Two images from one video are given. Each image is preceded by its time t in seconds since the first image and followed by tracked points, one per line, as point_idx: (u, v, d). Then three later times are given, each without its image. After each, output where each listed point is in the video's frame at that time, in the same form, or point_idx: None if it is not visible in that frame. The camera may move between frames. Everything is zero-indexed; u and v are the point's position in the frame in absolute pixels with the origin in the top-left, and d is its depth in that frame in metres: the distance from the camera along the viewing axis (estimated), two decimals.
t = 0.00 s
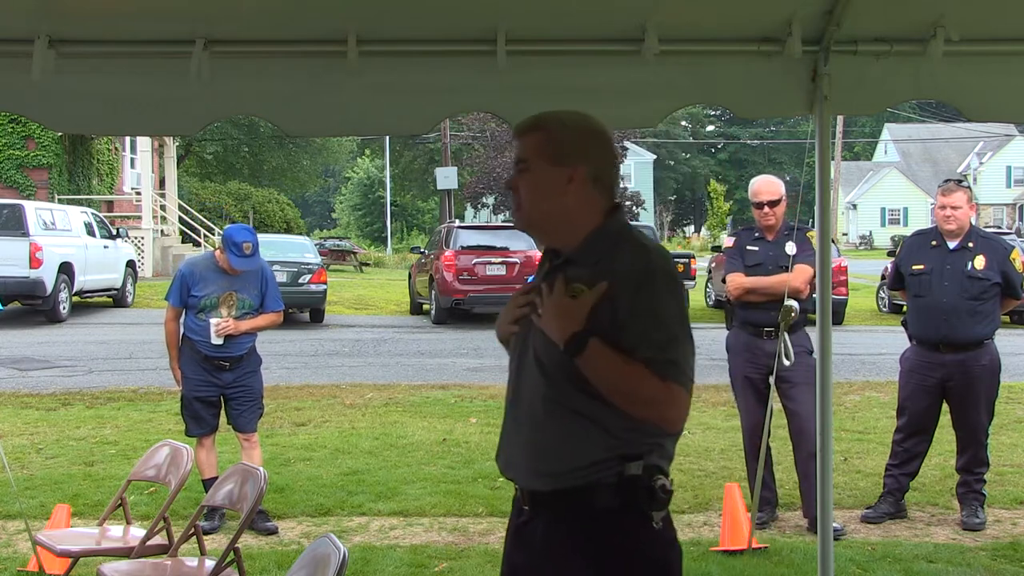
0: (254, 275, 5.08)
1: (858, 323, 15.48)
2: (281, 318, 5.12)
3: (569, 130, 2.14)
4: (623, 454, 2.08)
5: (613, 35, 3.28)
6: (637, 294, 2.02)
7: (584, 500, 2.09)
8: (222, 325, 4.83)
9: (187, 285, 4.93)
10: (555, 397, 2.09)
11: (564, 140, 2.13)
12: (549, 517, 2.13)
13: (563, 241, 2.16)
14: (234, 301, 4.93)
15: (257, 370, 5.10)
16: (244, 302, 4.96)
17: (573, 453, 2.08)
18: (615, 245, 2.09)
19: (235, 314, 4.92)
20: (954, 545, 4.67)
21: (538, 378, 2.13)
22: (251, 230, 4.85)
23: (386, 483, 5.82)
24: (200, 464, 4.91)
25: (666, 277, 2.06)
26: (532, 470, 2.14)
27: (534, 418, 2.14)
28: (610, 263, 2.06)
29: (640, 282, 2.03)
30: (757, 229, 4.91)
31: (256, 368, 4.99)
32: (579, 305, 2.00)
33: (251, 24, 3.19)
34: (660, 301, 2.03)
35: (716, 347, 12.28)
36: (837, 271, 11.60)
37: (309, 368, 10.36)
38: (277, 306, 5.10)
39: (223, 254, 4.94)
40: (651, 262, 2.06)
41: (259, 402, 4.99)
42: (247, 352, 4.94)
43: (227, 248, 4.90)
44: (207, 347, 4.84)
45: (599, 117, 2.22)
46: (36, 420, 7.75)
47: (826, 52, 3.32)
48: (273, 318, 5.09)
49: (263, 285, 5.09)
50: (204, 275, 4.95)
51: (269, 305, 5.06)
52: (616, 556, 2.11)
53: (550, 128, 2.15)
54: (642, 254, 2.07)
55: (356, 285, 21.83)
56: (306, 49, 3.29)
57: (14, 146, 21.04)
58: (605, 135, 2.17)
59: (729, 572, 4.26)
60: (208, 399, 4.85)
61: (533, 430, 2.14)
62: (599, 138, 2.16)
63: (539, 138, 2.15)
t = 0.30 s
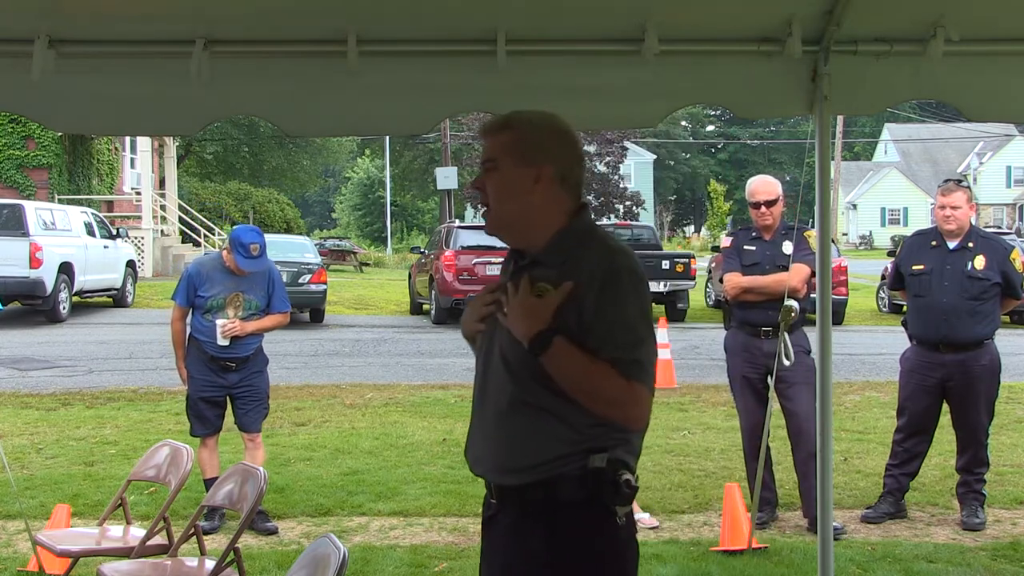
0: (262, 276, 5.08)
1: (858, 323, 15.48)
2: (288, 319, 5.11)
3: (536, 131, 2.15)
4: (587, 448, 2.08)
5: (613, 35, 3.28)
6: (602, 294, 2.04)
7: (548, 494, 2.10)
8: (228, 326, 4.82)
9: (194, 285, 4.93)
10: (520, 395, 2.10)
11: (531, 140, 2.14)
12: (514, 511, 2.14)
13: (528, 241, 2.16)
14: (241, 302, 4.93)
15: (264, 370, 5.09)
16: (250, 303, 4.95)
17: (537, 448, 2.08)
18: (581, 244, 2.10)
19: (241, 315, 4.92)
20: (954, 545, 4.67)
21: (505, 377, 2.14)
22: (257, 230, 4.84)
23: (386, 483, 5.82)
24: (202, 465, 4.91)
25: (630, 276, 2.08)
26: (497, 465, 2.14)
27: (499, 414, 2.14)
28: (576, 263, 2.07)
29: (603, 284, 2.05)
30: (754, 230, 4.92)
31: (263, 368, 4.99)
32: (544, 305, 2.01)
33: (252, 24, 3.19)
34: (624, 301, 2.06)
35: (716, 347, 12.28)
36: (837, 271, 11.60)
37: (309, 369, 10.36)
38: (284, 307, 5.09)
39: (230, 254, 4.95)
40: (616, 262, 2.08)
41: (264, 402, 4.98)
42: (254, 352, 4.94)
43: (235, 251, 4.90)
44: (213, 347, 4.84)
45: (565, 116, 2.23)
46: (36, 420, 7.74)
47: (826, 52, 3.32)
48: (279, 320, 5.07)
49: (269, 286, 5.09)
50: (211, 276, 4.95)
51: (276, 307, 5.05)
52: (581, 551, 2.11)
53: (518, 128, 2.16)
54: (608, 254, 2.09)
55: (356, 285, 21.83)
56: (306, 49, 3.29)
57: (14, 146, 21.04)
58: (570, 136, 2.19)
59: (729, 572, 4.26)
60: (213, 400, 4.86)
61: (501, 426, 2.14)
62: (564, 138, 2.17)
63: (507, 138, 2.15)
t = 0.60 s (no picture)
0: (271, 274, 5.08)
1: (858, 323, 15.48)
2: (299, 318, 5.10)
3: (524, 134, 2.14)
4: (582, 452, 2.08)
5: (613, 36, 3.28)
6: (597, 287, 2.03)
7: (540, 498, 2.10)
8: (237, 324, 4.82)
9: (203, 284, 4.94)
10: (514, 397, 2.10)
11: (518, 142, 2.14)
12: (505, 515, 2.14)
13: (519, 243, 2.17)
14: (250, 300, 4.93)
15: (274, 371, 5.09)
16: (260, 301, 4.95)
17: (530, 451, 2.08)
18: (572, 244, 2.09)
19: (251, 313, 4.91)
20: (954, 545, 4.67)
21: (498, 380, 2.13)
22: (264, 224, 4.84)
23: (386, 483, 5.82)
24: (206, 465, 4.91)
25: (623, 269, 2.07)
26: (489, 468, 2.14)
27: (491, 416, 2.14)
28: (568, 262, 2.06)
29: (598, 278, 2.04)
30: (754, 229, 4.93)
31: (272, 369, 4.99)
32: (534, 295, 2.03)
33: (251, 25, 3.18)
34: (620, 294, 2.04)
35: (716, 347, 12.28)
36: (836, 270, 11.60)
37: (309, 368, 10.36)
38: (295, 305, 5.08)
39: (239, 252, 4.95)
40: (610, 258, 2.07)
41: (272, 402, 4.98)
42: (263, 352, 4.93)
43: (241, 239, 4.89)
44: (223, 345, 4.84)
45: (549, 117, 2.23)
46: (36, 420, 7.74)
47: (826, 52, 3.32)
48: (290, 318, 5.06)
49: (279, 285, 5.09)
50: (220, 273, 4.96)
51: (286, 305, 5.04)
52: (572, 554, 2.12)
53: (506, 131, 2.16)
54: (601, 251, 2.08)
55: (356, 285, 21.82)
56: (306, 49, 3.30)
57: (14, 146, 21.04)
58: (559, 138, 2.18)
59: (729, 572, 4.26)
60: (221, 400, 4.86)
61: (494, 429, 2.13)
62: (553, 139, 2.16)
63: (495, 142, 2.16)
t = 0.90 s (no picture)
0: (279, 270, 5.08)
1: (858, 323, 15.48)
2: (307, 314, 5.08)
3: (503, 142, 2.15)
4: (583, 457, 2.07)
5: (613, 36, 3.28)
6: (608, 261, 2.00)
7: (538, 504, 2.10)
8: (243, 318, 4.83)
9: (209, 281, 4.96)
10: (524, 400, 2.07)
11: (501, 151, 2.13)
12: (504, 520, 2.14)
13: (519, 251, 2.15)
14: (256, 295, 4.94)
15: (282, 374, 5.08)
16: (266, 296, 4.96)
17: (530, 457, 2.08)
18: (573, 243, 2.08)
19: (257, 308, 4.92)
20: (954, 546, 4.67)
21: (502, 385, 2.11)
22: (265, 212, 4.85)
23: (386, 483, 5.82)
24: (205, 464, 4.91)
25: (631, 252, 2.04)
26: (489, 473, 2.14)
27: (496, 423, 2.13)
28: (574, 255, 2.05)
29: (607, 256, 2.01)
30: (756, 229, 4.93)
31: (280, 371, 4.98)
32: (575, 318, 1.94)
33: (251, 24, 3.18)
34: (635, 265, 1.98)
35: (716, 347, 12.28)
36: (836, 271, 11.60)
37: (309, 368, 10.36)
38: (303, 302, 5.07)
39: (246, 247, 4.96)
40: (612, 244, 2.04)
41: (279, 406, 4.95)
42: (271, 351, 4.92)
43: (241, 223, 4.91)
44: (229, 342, 4.84)
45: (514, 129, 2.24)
46: (36, 420, 7.75)
47: (826, 52, 3.32)
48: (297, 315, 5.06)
49: (287, 280, 5.08)
50: (226, 269, 4.98)
51: (293, 301, 5.04)
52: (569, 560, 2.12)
53: (483, 145, 2.15)
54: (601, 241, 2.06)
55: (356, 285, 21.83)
56: (306, 49, 3.30)
57: (14, 147, 21.04)
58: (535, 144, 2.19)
59: (729, 572, 4.26)
60: (227, 400, 4.86)
61: (494, 435, 2.13)
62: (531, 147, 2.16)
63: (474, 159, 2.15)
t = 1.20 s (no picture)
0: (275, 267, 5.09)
1: (858, 323, 15.48)
2: (305, 311, 5.09)
3: (527, 125, 2.09)
4: (585, 461, 2.05)
5: (613, 36, 3.28)
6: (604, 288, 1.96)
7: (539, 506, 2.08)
8: (242, 315, 4.84)
9: (207, 280, 4.98)
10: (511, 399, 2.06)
11: (520, 137, 2.08)
12: (504, 526, 2.13)
13: (520, 244, 2.11)
14: (254, 292, 4.95)
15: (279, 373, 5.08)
16: (264, 293, 4.97)
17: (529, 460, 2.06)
18: (573, 245, 2.04)
19: (255, 305, 4.93)
20: (954, 546, 4.66)
21: (496, 384, 2.11)
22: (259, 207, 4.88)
23: (386, 483, 5.82)
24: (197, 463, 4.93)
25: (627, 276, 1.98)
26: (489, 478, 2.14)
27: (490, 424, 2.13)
28: (572, 262, 2.02)
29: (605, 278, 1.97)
30: (761, 229, 4.92)
31: (278, 370, 4.98)
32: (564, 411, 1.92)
33: (252, 24, 3.19)
34: (639, 305, 1.95)
35: (716, 346, 12.28)
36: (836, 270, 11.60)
37: (309, 368, 10.36)
38: (300, 298, 5.08)
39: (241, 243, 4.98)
40: (615, 262, 2.00)
41: (278, 406, 4.96)
42: (269, 348, 4.92)
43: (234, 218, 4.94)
44: (228, 341, 4.83)
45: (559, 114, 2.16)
46: (36, 420, 7.74)
47: (825, 52, 3.32)
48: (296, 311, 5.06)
49: (283, 276, 5.08)
50: (223, 268, 4.99)
51: (291, 298, 5.05)
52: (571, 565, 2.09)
53: (508, 124, 2.10)
54: (602, 255, 2.01)
55: (356, 285, 21.83)
56: (306, 49, 3.30)
57: (14, 147, 21.05)
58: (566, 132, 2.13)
59: (729, 572, 4.26)
60: (225, 399, 4.85)
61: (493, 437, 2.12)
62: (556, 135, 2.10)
63: (498, 135, 2.10)
